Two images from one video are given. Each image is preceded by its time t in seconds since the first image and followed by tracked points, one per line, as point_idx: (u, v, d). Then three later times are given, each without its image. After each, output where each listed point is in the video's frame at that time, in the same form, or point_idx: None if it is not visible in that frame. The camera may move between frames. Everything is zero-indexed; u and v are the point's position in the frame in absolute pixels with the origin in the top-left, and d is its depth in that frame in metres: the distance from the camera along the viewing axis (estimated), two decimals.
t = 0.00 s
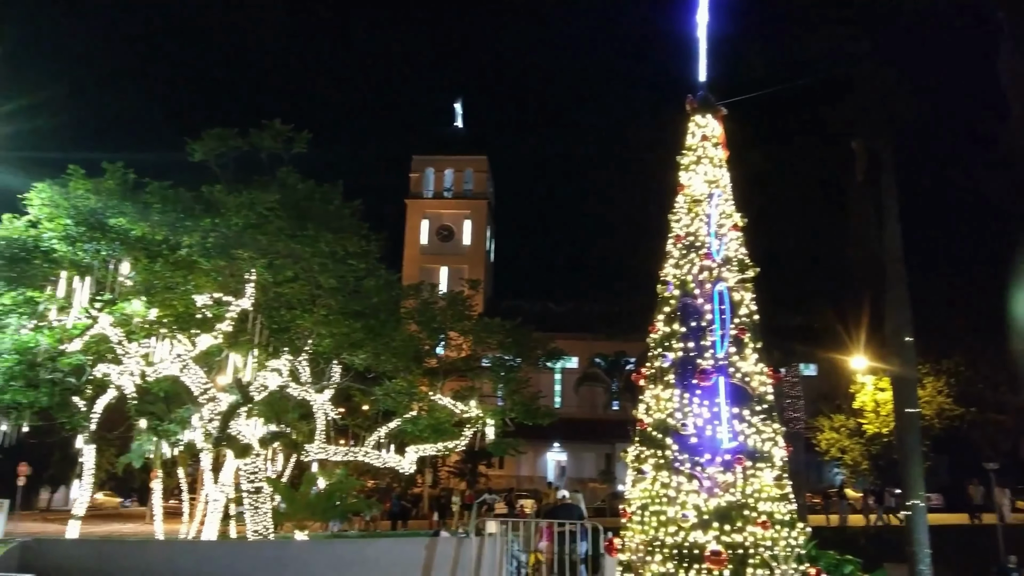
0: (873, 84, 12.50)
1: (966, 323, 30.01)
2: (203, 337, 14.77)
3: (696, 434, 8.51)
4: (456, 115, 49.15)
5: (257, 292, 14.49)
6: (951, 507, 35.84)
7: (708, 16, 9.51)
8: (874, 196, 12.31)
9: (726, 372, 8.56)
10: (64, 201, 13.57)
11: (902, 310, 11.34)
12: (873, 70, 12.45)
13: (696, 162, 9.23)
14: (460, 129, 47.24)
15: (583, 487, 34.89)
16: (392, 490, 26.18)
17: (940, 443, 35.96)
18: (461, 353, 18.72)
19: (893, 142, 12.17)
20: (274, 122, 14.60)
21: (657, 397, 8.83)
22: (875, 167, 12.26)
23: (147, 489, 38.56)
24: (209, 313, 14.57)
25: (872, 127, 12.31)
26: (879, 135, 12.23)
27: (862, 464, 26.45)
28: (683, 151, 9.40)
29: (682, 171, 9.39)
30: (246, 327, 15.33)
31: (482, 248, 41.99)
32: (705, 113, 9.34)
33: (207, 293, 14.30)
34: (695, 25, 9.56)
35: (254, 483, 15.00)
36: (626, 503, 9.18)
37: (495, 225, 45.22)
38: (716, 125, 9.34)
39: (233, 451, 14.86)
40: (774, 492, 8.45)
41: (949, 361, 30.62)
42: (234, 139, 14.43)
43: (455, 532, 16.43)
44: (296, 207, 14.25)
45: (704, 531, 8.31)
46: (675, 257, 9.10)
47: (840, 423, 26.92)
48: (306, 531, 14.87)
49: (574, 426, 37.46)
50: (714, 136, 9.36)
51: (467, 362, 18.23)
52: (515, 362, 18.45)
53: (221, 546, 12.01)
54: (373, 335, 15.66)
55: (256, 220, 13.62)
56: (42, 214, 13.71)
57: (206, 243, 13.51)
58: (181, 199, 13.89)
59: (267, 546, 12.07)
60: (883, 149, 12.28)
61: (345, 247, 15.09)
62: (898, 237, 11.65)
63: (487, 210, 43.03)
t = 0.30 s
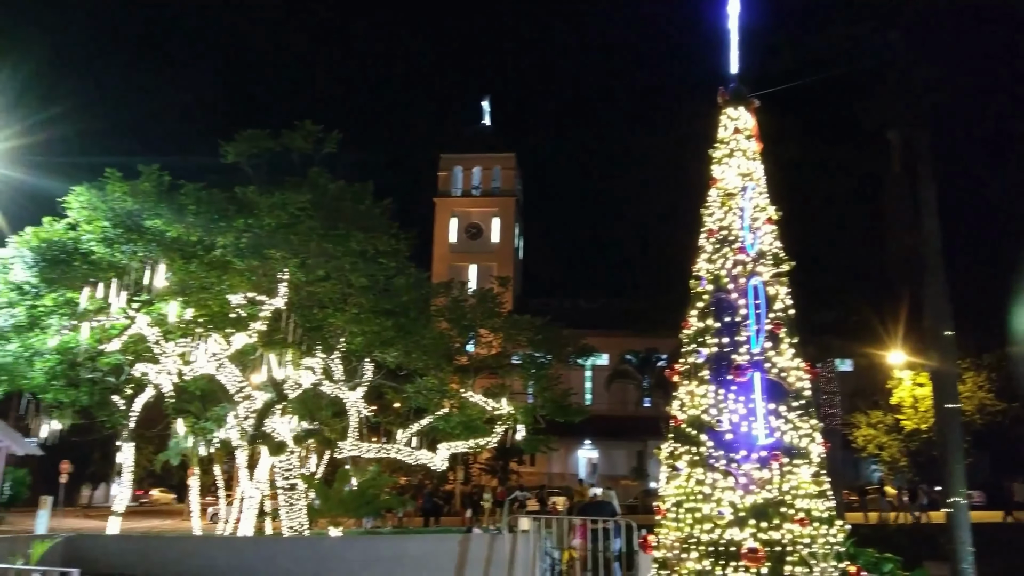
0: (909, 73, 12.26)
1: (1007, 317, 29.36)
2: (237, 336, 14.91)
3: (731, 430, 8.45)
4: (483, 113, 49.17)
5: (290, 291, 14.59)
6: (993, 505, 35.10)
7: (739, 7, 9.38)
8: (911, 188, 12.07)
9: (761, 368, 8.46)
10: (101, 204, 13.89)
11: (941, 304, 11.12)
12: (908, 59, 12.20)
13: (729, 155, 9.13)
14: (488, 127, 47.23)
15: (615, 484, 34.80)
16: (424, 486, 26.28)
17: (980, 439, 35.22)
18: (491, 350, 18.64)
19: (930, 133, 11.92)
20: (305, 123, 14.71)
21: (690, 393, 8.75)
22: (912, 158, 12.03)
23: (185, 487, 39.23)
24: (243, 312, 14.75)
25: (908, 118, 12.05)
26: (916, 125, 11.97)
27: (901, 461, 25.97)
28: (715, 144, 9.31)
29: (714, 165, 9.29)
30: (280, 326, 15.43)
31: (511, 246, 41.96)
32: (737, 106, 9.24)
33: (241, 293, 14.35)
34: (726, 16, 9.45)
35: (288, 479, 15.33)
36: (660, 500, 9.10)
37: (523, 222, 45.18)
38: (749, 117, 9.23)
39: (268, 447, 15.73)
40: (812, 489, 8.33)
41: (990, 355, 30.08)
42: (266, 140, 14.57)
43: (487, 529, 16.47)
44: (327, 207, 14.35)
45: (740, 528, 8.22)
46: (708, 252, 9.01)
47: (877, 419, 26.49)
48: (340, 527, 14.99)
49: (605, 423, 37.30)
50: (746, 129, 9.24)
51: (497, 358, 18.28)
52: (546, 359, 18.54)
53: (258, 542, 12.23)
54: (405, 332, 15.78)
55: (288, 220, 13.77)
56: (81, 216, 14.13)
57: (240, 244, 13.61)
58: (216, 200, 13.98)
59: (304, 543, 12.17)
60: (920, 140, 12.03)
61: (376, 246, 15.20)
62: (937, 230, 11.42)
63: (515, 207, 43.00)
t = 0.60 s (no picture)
0: (947, 62, 12.01)
1: None
2: (272, 334, 15.10)
3: (767, 426, 8.36)
4: (512, 109, 49.14)
5: (322, 288, 14.71)
6: None
7: None
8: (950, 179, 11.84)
9: (798, 362, 8.35)
10: (137, 204, 14.17)
11: (982, 297, 10.88)
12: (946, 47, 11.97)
13: (763, 147, 9.03)
14: (516, 123, 47.17)
15: (647, 480, 34.65)
16: (455, 482, 26.36)
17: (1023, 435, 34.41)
18: (521, 345, 18.51)
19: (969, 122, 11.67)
20: (336, 121, 14.83)
21: (725, 388, 8.68)
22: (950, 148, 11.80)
23: (221, 481, 39.80)
24: (276, 311, 14.82)
25: (945, 108, 11.82)
26: (954, 115, 11.74)
27: (940, 456, 25.43)
28: (749, 137, 9.21)
29: (748, 157, 9.19)
30: (313, 323, 15.44)
31: (540, 241, 41.88)
32: (771, 97, 9.13)
33: (274, 291, 14.55)
34: (759, 6, 9.33)
35: (322, 475, 15.43)
36: (695, 497, 9.03)
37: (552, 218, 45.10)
38: (783, 108, 9.09)
39: (301, 444, 15.38)
40: (851, 485, 8.20)
41: None
42: (297, 139, 14.71)
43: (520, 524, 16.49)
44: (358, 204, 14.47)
45: (777, 524, 8.14)
46: (743, 246, 8.92)
47: (915, 414, 25.99)
48: (373, 522, 15.13)
49: (636, 419, 37.10)
50: (781, 120, 9.12)
51: (527, 355, 18.26)
52: (576, 355, 18.53)
53: (296, 538, 12.77)
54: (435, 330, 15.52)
55: (319, 218, 13.81)
56: (118, 217, 14.43)
57: (273, 243, 13.75)
58: (249, 200, 14.12)
59: (340, 539, 12.59)
60: (959, 130, 11.78)
61: (406, 243, 15.27)
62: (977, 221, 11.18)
63: (544, 203, 42.93)
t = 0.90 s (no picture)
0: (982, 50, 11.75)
1: None
2: (301, 330, 15.28)
3: (799, 420, 8.24)
4: (537, 104, 49.02)
5: (351, 285, 14.85)
6: None
7: None
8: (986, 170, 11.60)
9: (831, 357, 8.22)
10: (168, 204, 14.30)
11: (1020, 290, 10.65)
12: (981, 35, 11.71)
13: (794, 138, 8.90)
14: (541, 118, 47.04)
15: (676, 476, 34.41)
16: (482, 477, 26.39)
17: None
18: (548, 341, 18.60)
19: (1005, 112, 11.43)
20: (362, 119, 14.89)
21: (756, 382, 8.59)
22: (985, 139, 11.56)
23: (252, 476, 40.33)
24: (305, 307, 15.19)
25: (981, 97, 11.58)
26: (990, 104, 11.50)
27: (976, 452, 24.90)
28: (779, 127, 9.09)
29: (778, 148, 9.06)
30: (342, 319, 15.55)
31: (566, 237, 41.75)
32: (801, 87, 8.99)
33: (303, 288, 14.77)
34: None
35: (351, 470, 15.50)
36: (725, 492, 8.94)
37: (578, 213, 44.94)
38: (814, 99, 8.96)
39: (331, 438, 15.51)
40: (885, 480, 8.08)
41: None
42: (324, 137, 14.79)
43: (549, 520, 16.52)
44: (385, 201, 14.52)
45: (810, 520, 8.03)
46: (773, 238, 8.81)
47: (950, 409, 25.48)
48: (402, 518, 15.10)
49: (665, 415, 36.86)
50: (812, 110, 8.98)
51: (554, 350, 18.19)
52: (603, 350, 18.47)
53: (327, 533, 12.95)
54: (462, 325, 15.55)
55: (347, 215, 13.86)
56: (150, 216, 14.59)
57: (302, 240, 13.85)
58: (278, 198, 14.08)
59: (369, 534, 12.76)
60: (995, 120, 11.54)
61: (433, 240, 15.30)
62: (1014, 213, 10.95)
63: (570, 198, 42.79)
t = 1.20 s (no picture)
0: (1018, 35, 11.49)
1: None
2: (329, 326, 15.44)
3: (832, 414, 8.13)
4: (562, 97, 48.86)
5: (378, 280, 14.95)
6: None
7: None
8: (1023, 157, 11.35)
9: (863, 349, 8.10)
10: (198, 202, 14.49)
11: None
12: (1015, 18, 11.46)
13: (824, 126, 8.77)
14: (566, 111, 46.88)
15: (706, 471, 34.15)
16: (510, 472, 26.42)
17: None
18: (575, 335, 18.47)
19: None
20: (387, 114, 14.93)
21: (787, 374, 8.48)
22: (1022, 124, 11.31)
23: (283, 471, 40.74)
24: (333, 303, 15.20)
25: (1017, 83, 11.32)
26: None
27: (1014, 446, 24.28)
28: (809, 116, 8.96)
29: (808, 137, 8.94)
30: (369, 314, 15.47)
31: (592, 231, 41.59)
32: (831, 74, 8.84)
33: (331, 284, 14.85)
34: None
35: (379, 464, 15.46)
36: (756, 487, 8.84)
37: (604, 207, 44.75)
38: (844, 86, 8.80)
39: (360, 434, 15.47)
40: (920, 474, 7.94)
41: None
42: (350, 133, 14.87)
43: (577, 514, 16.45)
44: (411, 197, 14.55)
45: (843, 515, 7.89)
46: (804, 228, 8.70)
47: (987, 403, 24.90)
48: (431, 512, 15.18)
49: (693, 410, 36.61)
50: (843, 97, 8.83)
51: (580, 345, 18.10)
52: (630, 344, 18.23)
53: (356, 526, 13.09)
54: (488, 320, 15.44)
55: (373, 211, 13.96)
56: (180, 214, 14.80)
57: (329, 236, 13.90)
58: (305, 194, 14.30)
59: (398, 527, 12.88)
60: None
61: (459, 235, 15.32)
62: None
63: (596, 192, 42.62)
